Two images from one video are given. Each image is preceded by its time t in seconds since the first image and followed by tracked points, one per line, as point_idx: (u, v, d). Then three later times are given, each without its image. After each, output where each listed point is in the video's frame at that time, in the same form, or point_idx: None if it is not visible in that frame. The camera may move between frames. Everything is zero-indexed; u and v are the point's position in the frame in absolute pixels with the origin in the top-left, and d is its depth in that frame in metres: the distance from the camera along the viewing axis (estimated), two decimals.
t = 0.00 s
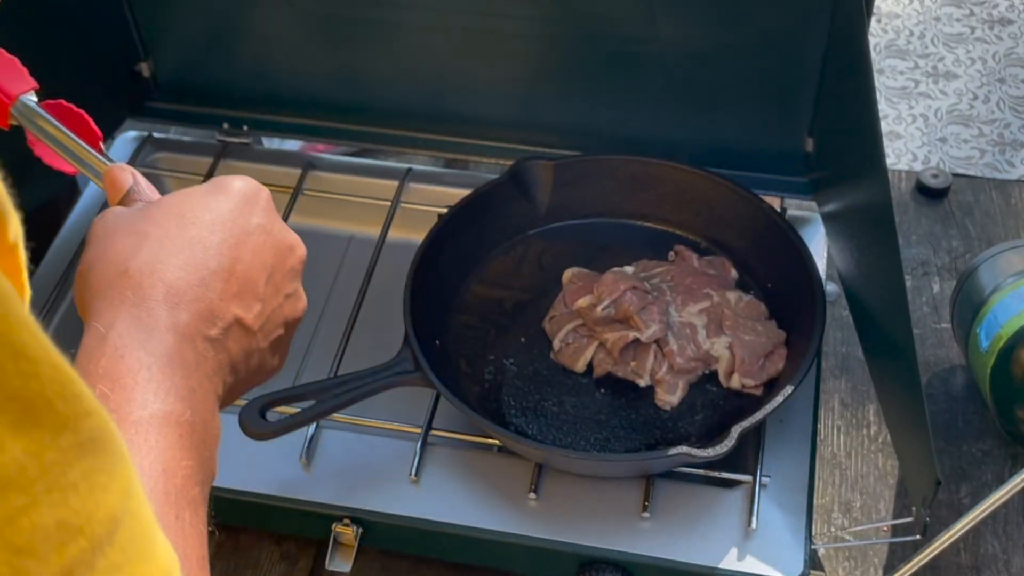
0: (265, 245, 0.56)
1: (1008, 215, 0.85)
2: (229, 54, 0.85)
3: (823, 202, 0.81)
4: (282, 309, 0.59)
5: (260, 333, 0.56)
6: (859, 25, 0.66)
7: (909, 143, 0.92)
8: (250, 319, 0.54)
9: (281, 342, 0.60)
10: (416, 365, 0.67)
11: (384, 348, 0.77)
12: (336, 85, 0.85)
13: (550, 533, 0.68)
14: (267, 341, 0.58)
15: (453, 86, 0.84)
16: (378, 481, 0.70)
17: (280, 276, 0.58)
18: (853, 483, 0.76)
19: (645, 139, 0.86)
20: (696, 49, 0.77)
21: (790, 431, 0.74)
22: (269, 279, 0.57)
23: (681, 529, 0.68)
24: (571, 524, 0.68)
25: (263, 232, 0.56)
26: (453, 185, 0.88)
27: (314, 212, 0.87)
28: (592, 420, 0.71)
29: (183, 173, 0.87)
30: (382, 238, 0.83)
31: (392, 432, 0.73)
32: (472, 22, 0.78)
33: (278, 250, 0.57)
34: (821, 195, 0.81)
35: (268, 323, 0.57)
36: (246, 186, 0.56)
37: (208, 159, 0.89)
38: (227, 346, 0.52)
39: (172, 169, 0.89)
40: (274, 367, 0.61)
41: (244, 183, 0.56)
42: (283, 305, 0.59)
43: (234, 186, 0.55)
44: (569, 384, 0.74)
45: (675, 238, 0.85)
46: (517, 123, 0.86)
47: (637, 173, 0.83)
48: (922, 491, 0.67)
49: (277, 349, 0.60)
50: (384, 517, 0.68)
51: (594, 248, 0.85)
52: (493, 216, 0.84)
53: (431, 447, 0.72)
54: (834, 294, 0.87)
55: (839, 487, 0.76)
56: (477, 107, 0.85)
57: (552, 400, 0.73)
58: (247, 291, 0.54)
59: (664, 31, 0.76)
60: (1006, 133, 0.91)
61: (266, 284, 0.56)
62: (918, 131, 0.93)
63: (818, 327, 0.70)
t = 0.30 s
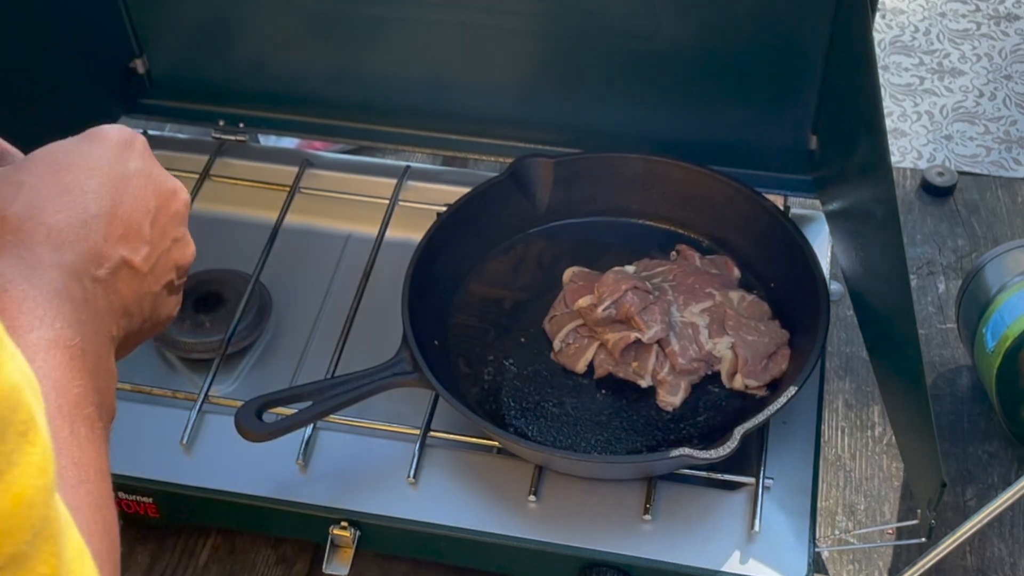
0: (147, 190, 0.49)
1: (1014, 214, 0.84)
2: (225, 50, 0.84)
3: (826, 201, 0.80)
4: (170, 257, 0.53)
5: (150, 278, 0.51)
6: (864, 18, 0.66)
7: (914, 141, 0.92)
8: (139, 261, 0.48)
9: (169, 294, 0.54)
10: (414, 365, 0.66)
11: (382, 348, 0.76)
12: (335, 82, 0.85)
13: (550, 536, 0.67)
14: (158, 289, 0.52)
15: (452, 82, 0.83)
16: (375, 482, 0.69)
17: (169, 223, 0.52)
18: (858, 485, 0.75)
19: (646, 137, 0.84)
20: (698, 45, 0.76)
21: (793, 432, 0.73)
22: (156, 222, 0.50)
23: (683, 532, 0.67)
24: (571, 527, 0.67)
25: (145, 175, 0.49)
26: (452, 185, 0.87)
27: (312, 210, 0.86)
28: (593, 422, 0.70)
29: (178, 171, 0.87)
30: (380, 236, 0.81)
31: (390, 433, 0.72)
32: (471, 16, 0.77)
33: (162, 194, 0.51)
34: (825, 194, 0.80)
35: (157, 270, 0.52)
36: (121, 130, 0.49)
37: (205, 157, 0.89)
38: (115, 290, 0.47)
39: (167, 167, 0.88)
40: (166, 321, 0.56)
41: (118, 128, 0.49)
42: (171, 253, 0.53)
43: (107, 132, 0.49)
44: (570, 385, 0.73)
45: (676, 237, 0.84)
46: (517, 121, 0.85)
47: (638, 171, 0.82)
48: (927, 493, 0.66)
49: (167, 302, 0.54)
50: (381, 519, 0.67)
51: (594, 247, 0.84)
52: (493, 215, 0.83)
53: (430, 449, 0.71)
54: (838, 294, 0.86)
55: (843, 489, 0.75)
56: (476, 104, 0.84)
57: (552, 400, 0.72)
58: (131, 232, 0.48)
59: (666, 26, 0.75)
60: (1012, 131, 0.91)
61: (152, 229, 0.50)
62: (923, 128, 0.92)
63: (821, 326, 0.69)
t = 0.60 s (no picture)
0: (93, 326, 0.43)
1: (1021, 213, 0.83)
2: (222, 47, 0.83)
3: (830, 199, 0.79)
4: (100, 400, 0.45)
5: (74, 413, 0.45)
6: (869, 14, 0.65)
7: (920, 138, 0.91)
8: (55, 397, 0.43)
9: (101, 435, 0.47)
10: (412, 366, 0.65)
11: (380, 348, 0.76)
12: (334, 79, 0.84)
13: (550, 539, 0.66)
14: (72, 429, 0.45)
15: (452, 80, 0.82)
16: (373, 485, 0.68)
17: (108, 364, 0.44)
18: (862, 488, 0.74)
19: (649, 134, 0.83)
20: (701, 42, 0.75)
21: (797, 434, 0.71)
22: (93, 359, 0.44)
23: (685, 535, 0.66)
24: (572, 530, 0.66)
25: (93, 311, 0.43)
26: (456, 180, 0.85)
27: (310, 209, 0.85)
28: (594, 423, 0.69)
29: (173, 169, 0.86)
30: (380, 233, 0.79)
31: (388, 434, 0.71)
32: (471, 12, 0.76)
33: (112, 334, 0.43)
34: (829, 193, 0.79)
35: (85, 412, 0.45)
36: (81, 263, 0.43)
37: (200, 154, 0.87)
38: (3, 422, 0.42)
39: (161, 165, 0.87)
40: (99, 451, 0.50)
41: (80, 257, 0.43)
42: (102, 396, 0.45)
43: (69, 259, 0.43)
44: (571, 386, 0.72)
45: (679, 236, 0.83)
46: (517, 119, 0.84)
47: (640, 169, 0.81)
48: (932, 496, 0.65)
49: (94, 441, 0.47)
50: (378, 523, 0.66)
51: (595, 246, 0.83)
52: (493, 213, 0.82)
53: (429, 450, 0.70)
54: (843, 293, 0.85)
55: (848, 492, 0.74)
56: (476, 102, 0.83)
57: (552, 401, 0.70)
58: (59, 363, 0.43)
59: (668, 23, 0.74)
60: (1019, 128, 0.90)
61: (85, 367, 0.44)
62: (929, 126, 0.92)
63: (826, 326, 0.68)
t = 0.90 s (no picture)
0: None
1: None
2: (219, 44, 0.82)
3: (834, 198, 0.78)
4: None
5: None
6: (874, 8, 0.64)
7: (925, 136, 0.90)
8: None
9: None
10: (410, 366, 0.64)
11: (378, 348, 0.75)
12: (332, 76, 0.83)
13: (550, 542, 0.65)
14: None
15: (452, 77, 0.81)
16: (371, 487, 0.67)
17: None
18: (867, 490, 0.73)
19: (651, 132, 0.82)
20: (703, 38, 0.74)
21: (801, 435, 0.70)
22: None
23: (687, 538, 0.65)
24: (573, 533, 0.65)
25: None
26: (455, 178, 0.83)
27: (308, 207, 0.84)
28: (595, 424, 0.68)
29: (168, 167, 0.85)
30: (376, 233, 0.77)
31: (387, 435, 0.70)
32: (470, 8, 0.75)
33: None
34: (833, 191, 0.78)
35: None
36: None
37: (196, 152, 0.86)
38: None
39: (156, 162, 0.86)
40: None
41: None
42: None
43: None
44: (571, 387, 0.71)
45: (681, 235, 0.82)
46: (518, 116, 0.83)
47: (642, 167, 0.80)
48: (937, 498, 0.64)
49: None
50: (376, 525, 0.65)
51: (596, 245, 0.82)
52: (493, 211, 0.81)
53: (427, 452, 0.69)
54: (847, 293, 0.84)
55: (853, 494, 0.73)
56: (476, 99, 0.82)
57: (553, 402, 0.70)
58: None
59: (670, 18, 0.73)
60: None
61: None
62: (935, 124, 0.91)
63: (830, 327, 0.67)
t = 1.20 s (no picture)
0: None
1: None
2: (215, 40, 0.81)
3: (839, 196, 0.77)
4: None
5: None
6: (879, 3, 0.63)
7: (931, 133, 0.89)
8: None
9: None
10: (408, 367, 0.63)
11: (376, 348, 0.74)
12: (330, 73, 0.82)
13: (551, 546, 0.64)
14: None
15: (451, 74, 0.80)
16: (368, 489, 0.66)
17: None
18: (872, 492, 0.72)
19: (652, 130, 0.81)
20: (705, 35, 0.73)
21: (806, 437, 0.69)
22: None
23: (690, 541, 0.64)
24: (573, 536, 0.64)
25: None
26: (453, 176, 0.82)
27: (305, 206, 0.83)
28: (596, 426, 0.67)
29: (163, 164, 0.84)
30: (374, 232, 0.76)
31: (385, 437, 0.69)
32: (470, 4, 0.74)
33: None
34: (838, 190, 0.77)
35: None
36: None
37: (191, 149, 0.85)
38: None
39: (151, 160, 0.85)
40: None
41: None
42: None
43: None
44: (572, 388, 0.70)
45: (683, 234, 0.81)
46: (518, 114, 0.82)
47: (643, 165, 0.79)
48: (943, 501, 0.63)
49: None
50: (373, 529, 0.64)
51: (597, 244, 0.81)
52: (492, 210, 0.80)
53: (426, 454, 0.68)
54: (852, 293, 0.83)
55: (858, 496, 0.72)
56: (475, 96, 0.81)
57: (553, 404, 0.69)
58: None
59: (671, 14, 0.72)
60: None
61: None
62: (941, 121, 0.90)
63: (835, 327, 0.66)
